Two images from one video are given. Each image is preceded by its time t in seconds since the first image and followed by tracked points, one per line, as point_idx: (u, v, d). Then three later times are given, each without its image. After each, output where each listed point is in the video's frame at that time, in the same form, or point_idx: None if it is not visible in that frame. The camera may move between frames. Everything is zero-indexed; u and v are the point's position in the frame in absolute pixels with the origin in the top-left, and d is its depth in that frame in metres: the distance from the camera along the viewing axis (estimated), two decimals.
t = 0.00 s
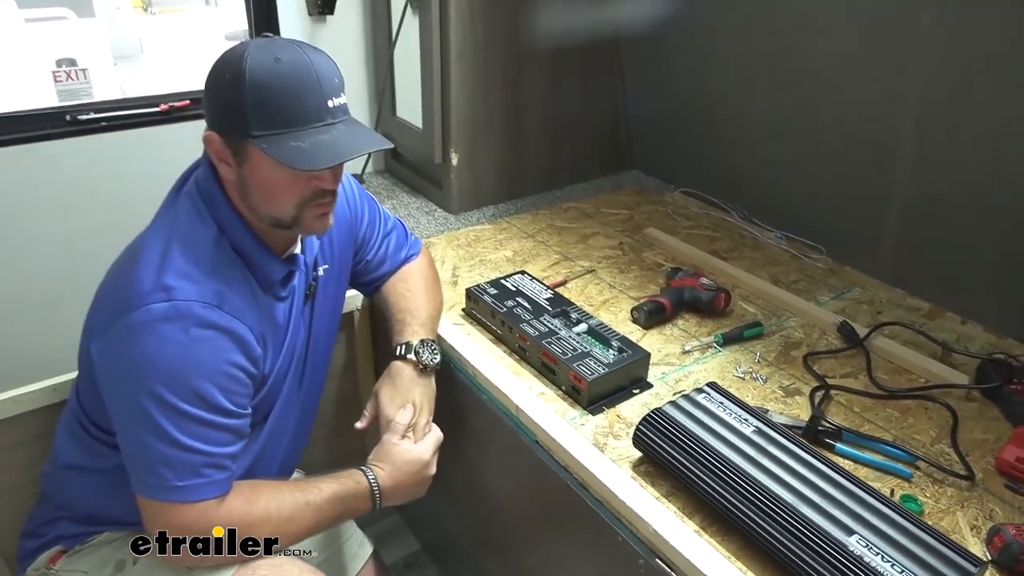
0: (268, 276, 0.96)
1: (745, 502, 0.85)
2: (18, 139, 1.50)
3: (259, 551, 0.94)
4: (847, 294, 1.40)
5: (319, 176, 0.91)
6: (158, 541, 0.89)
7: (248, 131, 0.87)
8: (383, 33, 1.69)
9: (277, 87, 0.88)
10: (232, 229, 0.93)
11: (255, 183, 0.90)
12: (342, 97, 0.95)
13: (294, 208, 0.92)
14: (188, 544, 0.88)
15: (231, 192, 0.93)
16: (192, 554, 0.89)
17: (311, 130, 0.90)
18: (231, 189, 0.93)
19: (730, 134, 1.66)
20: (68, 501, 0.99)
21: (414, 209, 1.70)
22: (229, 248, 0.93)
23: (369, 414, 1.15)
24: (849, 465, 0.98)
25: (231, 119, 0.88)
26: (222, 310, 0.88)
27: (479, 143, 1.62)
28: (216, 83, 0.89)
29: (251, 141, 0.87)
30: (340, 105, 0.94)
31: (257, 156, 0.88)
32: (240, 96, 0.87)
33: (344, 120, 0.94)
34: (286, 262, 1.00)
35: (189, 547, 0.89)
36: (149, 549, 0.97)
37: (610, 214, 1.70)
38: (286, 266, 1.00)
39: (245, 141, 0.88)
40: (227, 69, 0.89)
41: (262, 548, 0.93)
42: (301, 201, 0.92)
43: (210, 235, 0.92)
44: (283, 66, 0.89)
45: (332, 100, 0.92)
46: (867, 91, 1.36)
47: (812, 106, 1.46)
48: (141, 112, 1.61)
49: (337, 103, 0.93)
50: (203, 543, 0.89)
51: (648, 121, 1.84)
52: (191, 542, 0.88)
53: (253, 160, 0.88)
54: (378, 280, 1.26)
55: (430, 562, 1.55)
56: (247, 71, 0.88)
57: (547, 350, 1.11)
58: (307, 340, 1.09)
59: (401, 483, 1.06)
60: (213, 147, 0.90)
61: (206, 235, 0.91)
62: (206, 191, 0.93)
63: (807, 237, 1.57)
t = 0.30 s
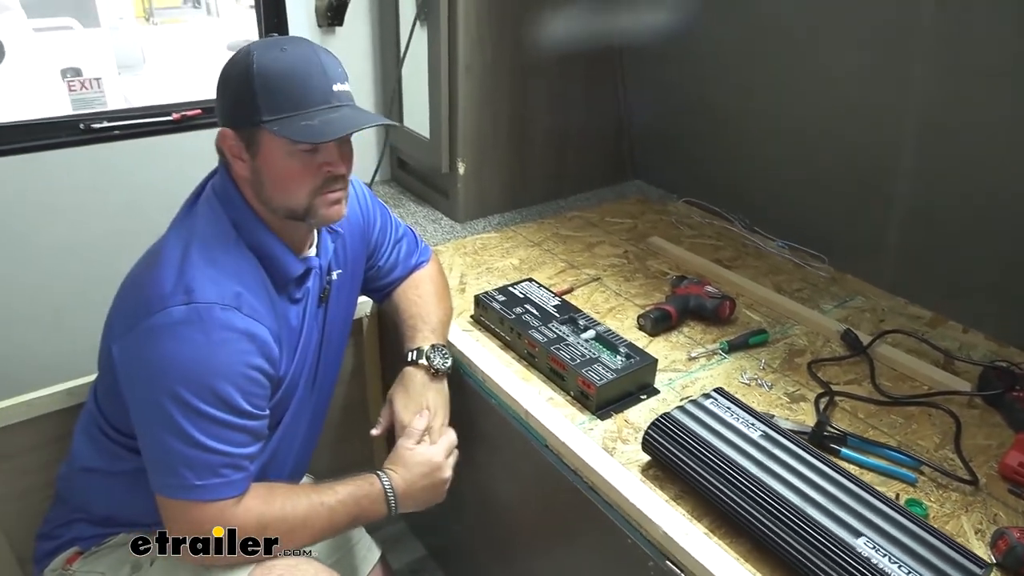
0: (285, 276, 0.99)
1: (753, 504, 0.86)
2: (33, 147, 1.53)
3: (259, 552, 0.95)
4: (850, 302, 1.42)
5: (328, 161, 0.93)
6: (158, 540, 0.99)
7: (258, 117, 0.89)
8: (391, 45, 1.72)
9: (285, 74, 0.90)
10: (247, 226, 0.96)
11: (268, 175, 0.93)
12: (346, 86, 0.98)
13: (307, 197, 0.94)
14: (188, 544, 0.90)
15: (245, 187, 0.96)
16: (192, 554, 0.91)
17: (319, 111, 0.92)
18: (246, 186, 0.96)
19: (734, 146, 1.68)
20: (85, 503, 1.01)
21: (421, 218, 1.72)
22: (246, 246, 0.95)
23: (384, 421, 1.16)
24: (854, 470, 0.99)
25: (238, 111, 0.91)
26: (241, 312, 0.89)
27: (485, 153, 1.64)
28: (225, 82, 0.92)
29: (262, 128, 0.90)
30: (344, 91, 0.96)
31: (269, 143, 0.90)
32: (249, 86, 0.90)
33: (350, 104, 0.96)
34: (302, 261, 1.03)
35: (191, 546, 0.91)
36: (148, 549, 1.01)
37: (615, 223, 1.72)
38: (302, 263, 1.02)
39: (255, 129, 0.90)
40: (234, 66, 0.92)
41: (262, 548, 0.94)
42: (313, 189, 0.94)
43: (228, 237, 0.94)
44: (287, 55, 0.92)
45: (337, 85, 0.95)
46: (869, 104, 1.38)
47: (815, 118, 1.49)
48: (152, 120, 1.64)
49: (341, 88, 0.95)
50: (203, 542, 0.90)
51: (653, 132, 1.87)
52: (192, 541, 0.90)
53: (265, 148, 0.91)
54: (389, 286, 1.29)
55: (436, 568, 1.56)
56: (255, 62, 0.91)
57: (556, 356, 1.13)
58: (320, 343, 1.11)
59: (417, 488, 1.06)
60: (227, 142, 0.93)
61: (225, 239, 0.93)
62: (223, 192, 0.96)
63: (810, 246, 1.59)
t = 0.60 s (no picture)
0: (305, 278, 1.01)
1: (766, 507, 0.87)
2: (52, 154, 1.56)
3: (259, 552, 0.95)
4: (858, 310, 1.44)
5: (351, 163, 0.96)
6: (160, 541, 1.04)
7: (286, 119, 0.92)
8: (403, 56, 1.75)
9: (312, 77, 0.93)
10: (270, 230, 0.98)
11: (291, 176, 0.95)
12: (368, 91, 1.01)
13: (330, 198, 0.97)
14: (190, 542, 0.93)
15: (267, 190, 0.99)
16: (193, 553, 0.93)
17: (345, 113, 0.94)
18: (267, 187, 0.99)
19: (741, 156, 1.70)
20: (107, 505, 1.04)
21: (432, 225, 1.73)
22: (267, 247, 0.98)
23: (402, 428, 1.18)
24: (866, 475, 1.00)
25: (265, 115, 0.93)
26: (262, 314, 0.90)
27: (496, 162, 1.66)
28: (251, 87, 0.95)
29: (287, 129, 0.92)
30: (366, 96, 0.99)
31: (295, 144, 0.93)
32: (276, 90, 0.92)
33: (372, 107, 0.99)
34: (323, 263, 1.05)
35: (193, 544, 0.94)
36: (149, 548, 1.04)
37: (624, 231, 1.74)
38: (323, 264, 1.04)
39: (281, 131, 0.93)
40: (261, 72, 0.95)
41: (261, 548, 0.94)
42: (337, 191, 0.97)
43: (251, 239, 0.97)
44: (312, 61, 0.95)
45: (360, 90, 0.98)
46: (876, 115, 1.40)
47: (822, 128, 1.51)
48: (168, 129, 1.68)
49: (365, 92, 0.98)
50: (203, 542, 0.93)
51: (661, 141, 1.89)
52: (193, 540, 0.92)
53: (290, 149, 0.94)
54: (402, 291, 1.31)
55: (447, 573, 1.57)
56: (282, 67, 0.94)
57: (569, 361, 1.14)
58: (337, 345, 1.12)
59: (438, 516, 1.02)
60: (251, 145, 0.96)
61: (247, 241, 0.96)
62: (246, 197, 0.99)
63: (817, 254, 1.60)
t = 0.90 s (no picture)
0: (313, 273, 1.03)
1: (777, 502, 0.89)
2: (64, 155, 1.58)
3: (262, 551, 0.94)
4: (864, 310, 1.45)
5: (366, 165, 1.00)
6: (158, 542, 1.06)
7: (306, 118, 0.95)
8: (411, 59, 1.77)
9: (333, 79, 0.97)
10: (278, 224, 1.00)
11: (307, 174, 0.98)
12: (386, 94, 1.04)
13: (342, 197, 1.00)
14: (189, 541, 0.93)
15: (281, 186, 1.02)
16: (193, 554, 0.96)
17: (363, 115, 0.98)
18: (280, 183, 1.01)
19: (745, 158, 1.72)
20: (122, 501, 1.05)
21: (439, 226, 1.75)
22: (274, 242, 1.00)
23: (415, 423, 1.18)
24: (873, 472, 1.01)
25: (286, 111, 0.97)
26: (259, 301, 0.92)
27: (503, 164, 1.68)
28: (273, 82, 0.98)
29: (306, 128, 0.95)
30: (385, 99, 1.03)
31: (313, 142, 0.96)
32: (299, 88, 0.96)
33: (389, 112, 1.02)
34: (330, 260, 1.07)
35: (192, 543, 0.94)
36: (149, 548, 1.06)
37: (630, 232, 1.75)
38: (330, 262, 1.06)
39: (300, 129, 0.96)
40: (284, 70, 0.98)
41: (262, 547, 0.91)
42: (349, 190, 1.00)
43: (255, 233, 0.98)
44: (335, 62, 0.98)
45: (379, 93, 1.01)
46: (880, 118, 1.42)
47: (827, 130, 1.52)
48: (180, 130, 1.70)
49: (383, 96, 1.02)
50: (203, 542, 0.95)
51: (666, 143, 1.90)
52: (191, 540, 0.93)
53: (307, 148, 0.97)
54: (411, 290, 1.33)
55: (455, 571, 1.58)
56: (305, 66, 0.97)
57: (579, 360, 1.15)
58: (346, 341, 1.14)
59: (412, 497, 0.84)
60: (268, 141, 0.98)
61: (253, 233, 0.98)
62: (258, 193, 1.01)
63: (822, 255, 1.61)
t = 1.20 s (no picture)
0: (318, 275, 1.05)
1: (781, 496, 0.90)
2: (72, 158, 1.59)
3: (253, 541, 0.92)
4: (864, 307, 1.47)
5: (377, 172, 1.01)
6: (158, 542, 1.07)
7: (322, 123, 0.98)
8: (414, 62, 1.78)
9: (352, 86, 0.99)
10: (283, 227, 1.02)
11: (320, 177, 1.00)
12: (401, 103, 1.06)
13: (351, 203, 1.02)
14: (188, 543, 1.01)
15: (291, 188, 1.03)
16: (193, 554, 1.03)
17: (378, 124, 1.00)
18: (291, 185, 1.03)
19: (746, 158, 1.73)
20: (132, 499, 1.07)
21: (442, 226, 1.76)
22: (279, 243, 1.01)
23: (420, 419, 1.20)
24: (875, 466, 1.03)
25: (303, 115, 0.99)
26: (251, 296, 0.93)
27: (506, 165, 1.69)
28: (292, 84, 1.00)
29: (321, 132, 0.98)
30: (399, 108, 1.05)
31: (327, 146, 0.98)
32: (318, 93, 0.98)
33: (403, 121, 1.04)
34: (337, 261, 1.08)
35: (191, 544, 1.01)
36: (149, 548, 1.07)
37: (631, 232, 1.76)
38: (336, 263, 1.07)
39: (315, 132, 0.98)
40: (304, 72, 1.00)
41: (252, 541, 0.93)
42: (359, 197, 1.02)
43: (258, 232, 1.00)
44: (354, 69, 1.00)
45: (395, 102, 1.03)
46: (881, 118, 1.43)
47: (827, 130, 1.54)
48: (184, 132, 1.72)
49: (398, 106, 1.04)
50: (202, 543, 1.03)
51: (667, 144, 1.92)
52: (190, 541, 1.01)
53: (321, 152, 0.99)
54: (417, 290, 1.34)
55: (459, 569, 1.60)
56: (325, 71, 0.99)
57: (584, 358, 1.17)
58: (352, 340, 1.15)
59: (332, 455, 0.81)
60: (282, 142, 1.00)
61: (255, 233, 1.00)
62: (265, 194, 1.03)
63: (823, 254, 1.63)
